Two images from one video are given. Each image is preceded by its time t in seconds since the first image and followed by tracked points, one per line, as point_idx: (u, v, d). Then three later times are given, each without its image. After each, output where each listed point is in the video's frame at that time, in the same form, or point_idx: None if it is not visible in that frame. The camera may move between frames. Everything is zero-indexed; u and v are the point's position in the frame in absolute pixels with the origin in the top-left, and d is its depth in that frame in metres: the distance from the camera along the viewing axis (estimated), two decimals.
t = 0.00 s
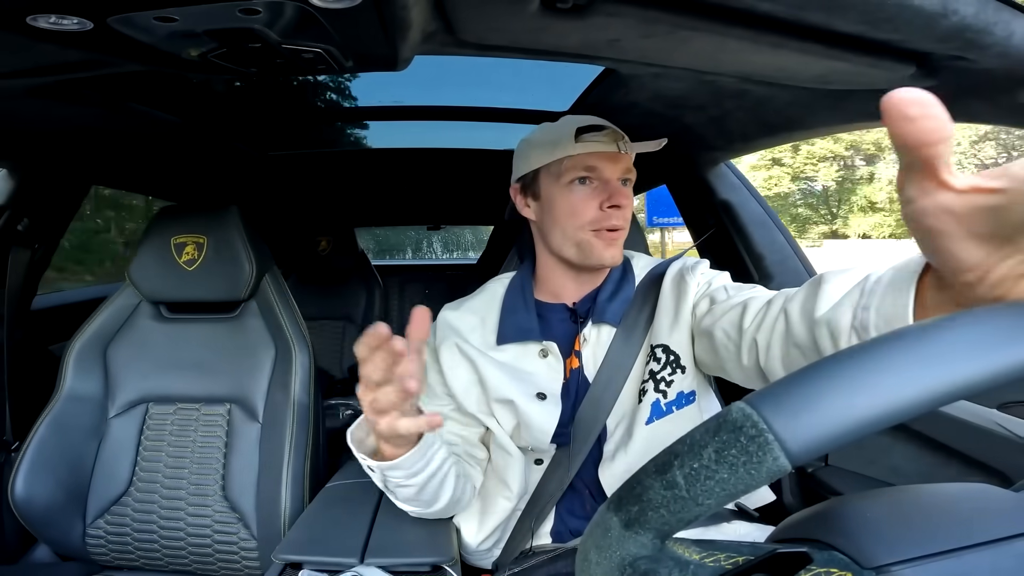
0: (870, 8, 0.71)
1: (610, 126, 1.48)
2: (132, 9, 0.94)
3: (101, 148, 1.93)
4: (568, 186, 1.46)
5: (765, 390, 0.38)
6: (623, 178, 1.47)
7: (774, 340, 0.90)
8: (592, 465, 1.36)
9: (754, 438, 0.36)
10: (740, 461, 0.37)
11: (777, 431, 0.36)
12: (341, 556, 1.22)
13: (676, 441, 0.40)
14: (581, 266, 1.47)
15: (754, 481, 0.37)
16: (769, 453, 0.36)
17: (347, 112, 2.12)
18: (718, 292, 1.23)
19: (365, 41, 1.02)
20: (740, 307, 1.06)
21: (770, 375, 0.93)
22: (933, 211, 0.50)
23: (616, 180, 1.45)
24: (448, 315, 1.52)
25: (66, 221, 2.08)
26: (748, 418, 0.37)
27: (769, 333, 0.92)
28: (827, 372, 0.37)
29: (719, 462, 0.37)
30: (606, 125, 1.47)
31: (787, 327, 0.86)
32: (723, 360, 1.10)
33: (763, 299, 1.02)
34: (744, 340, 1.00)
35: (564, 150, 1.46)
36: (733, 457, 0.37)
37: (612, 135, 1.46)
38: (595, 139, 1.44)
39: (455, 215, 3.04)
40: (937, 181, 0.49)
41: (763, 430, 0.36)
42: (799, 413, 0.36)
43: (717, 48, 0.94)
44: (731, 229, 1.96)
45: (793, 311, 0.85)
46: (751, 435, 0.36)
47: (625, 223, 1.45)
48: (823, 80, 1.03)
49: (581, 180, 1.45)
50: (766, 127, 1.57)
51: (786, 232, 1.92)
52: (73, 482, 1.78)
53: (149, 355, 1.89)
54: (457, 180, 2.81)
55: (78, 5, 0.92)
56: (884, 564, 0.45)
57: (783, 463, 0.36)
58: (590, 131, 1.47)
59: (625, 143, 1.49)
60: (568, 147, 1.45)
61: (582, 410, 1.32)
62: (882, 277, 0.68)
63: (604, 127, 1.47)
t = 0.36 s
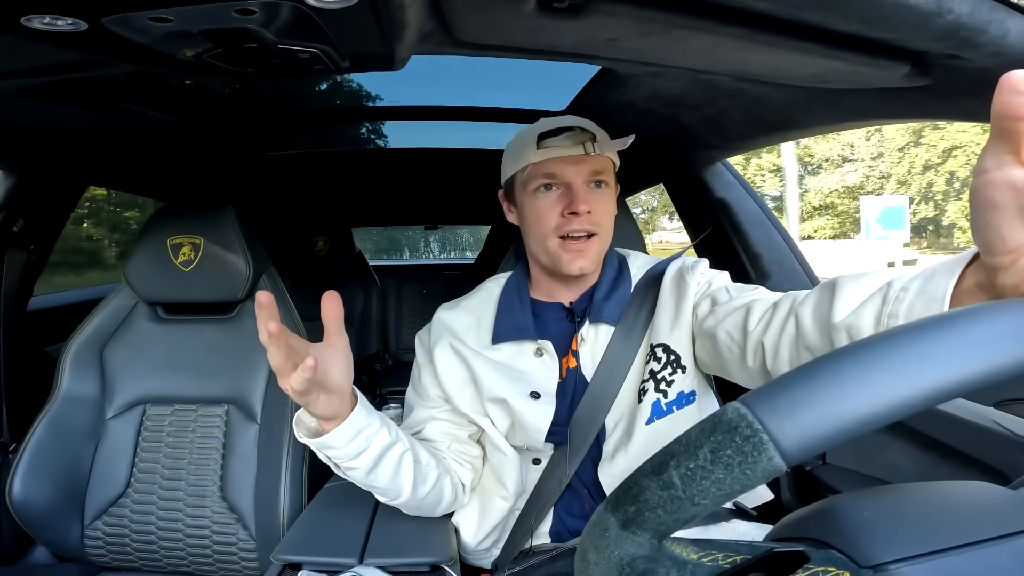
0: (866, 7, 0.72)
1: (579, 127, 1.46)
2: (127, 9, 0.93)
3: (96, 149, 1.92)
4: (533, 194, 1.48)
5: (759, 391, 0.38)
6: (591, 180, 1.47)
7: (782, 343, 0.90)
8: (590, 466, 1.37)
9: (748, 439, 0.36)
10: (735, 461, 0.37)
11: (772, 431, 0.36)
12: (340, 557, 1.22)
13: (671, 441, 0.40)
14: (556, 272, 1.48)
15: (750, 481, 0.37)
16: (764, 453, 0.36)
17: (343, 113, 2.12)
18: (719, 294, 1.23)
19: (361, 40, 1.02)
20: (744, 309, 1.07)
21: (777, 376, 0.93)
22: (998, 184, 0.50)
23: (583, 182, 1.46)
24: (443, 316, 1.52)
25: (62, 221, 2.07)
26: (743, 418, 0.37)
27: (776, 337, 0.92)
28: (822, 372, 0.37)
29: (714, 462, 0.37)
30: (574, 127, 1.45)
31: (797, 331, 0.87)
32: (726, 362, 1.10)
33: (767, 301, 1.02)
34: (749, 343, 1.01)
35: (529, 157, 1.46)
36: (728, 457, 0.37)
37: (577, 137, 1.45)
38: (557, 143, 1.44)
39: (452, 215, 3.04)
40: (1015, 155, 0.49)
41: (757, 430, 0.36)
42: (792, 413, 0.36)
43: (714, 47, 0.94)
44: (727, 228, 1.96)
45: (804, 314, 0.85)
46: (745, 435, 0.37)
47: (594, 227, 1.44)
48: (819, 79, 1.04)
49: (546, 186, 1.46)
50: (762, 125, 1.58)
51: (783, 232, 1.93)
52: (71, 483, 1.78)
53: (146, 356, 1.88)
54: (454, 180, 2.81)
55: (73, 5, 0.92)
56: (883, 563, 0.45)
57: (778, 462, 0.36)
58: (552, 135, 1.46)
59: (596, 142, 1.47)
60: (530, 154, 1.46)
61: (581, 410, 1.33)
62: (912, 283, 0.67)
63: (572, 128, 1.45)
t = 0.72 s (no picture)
0: (863, 7, 0.72)
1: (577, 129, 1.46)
2: (125, 9, 0.93)
3: (94, 148, 1.92)
4: (532, 198, 1.47)
5: (744, 396, 0.39)
6: (590, 183, 1.47)
7: (779, 343, 0.90)
8: (589, 466, 1.36)
9: (732, 446, 0.37)
10: (720, 468, 0.37)
11: (755, 438, 0.36)
12: (339, 557, 1.22)
13: (659, 448, 0.41)
14: (556, 275, 1.48)
15: (735, 488, 0.37)
16: (747, 460, 0.36)
17: (341, 112, 2.12)
18: (718, 292, 1.23)
19: (359, 40, 1.02)
20: (743, 308, 1.07)
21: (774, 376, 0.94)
22: (971, 186, 0.50)
23: (582, 186, 1.45)
24: (442, 315, 1.52)
25: (59, 221, 2.06)
26: (727, 426, 0.37)
27: (773, 337, 0.92)
28: (805, 378, 0.38)
29: (699, 469, 0.38)
30: (572, 129, 1.46)
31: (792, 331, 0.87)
32: (726, 362, 1.10)
33: (765, 301, 1.02)
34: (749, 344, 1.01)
35: (528, 160, 1.46)
36: (712, 464, 0.37)
37: (576, 139, 1.45)
38: (556, 146, 1.44)
39: (451, 215, 3.04)
40: (989, 156, 0.49)
41: (741, 438, 0.37)
42: (780, 416, 0.36)
43: (712, 47, 0.95)
44: (726, 228, 1.96)
45: (797, 314, 0.85)
46: (729, 442, 0.37)
47: (593, 231, 1.44)
48: (817, 79, 1.04)
49: (544, 189, 1.46)
50: (760, 125, 1.58)
51: (781, 232, 1.93)
52: (69, 483, 1.77)
53: (143, 356, 1.88)
54: (452, 180, 2.81)
55: (71, 5, 0.92)
56: (874, 564, 0.45)
57: (761, 469, 0.36)
58: (549, 138, 1.46)
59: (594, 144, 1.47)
60: (529, 157, 1.45)
61: (579, 410, 1.33)
62: (892, 281, 0.67)
63: (570, 130, 1.46)
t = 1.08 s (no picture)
0: (863, 8, 0.72)
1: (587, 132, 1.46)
2: (125, 9, 0.93)
3: (94, 148, 1.92)
4: (538, 199, 1.47)
5: (744, 397, 0.39)
6: (599, 186, 1.47)
7: (783, 345, 0.90)
8: (590, 467, 1.36)
9: (733, 446, 0.37)
10: (721, 468, 0.37)
11: (755, 438, 0.36)
12: (338, 558, 1.22)
13: (659, 448, 0.41)
14: (560, 276, 1.48)
15: (735, 488, 0.37)
16: (748, 460, 0.36)
17: (341, 112, 2.12)
18: (719, 295, 1.23)
19: (360, 41, 1.02)
20: (746, 310, 1.07)
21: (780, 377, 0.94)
22: (1001, 183, 0.51)
23: (589, 189, 1.45)
24: (442, 316, 1.52)
25: (59, 221, 2.06)
26: (728, 426, 0.37)
27: (778, 339, 0.92)
28: (806, 377, 0.38)
29: (700, 469, 0.38)
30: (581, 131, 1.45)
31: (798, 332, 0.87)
32: (728, 363, 1.10)
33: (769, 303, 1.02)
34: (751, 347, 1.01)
35: (535, 161, 1.46)
36: (713, 465, 0.37)
37: (586, 142, 1.45)
38: (565, 148, 1.44)
39: (450, 215, 3.04)
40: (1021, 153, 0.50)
41: (741, 437, 0.37)
42: (782, 415, 0.36)
43: (712, 48, 0.95)
44: (725, 228, 1.96)
45: (803, 316, 0.85)
46: (730, 442, 0.37)
47: (600, 234, 1.44)
48: (816, 80, 1.04)
49: (551, 192, 1.46)
50: (759, 126, 1.58)
51: (781, 233, 1.93)
52: (69, 483, 1.77)
53: (143, 356, 1.88)
54: (452, 181, 2.81)
55: (71, 5, 0.92)
56: (873, 564, 0.45)
57: (761, 469, 0.36)
58: (559, 140, 1.45)
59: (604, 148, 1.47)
60: (537, 158, 1.45)
61: (581, 410, 1.32)
62: (905, 284, 0.68)
63: (580, 133, 1.45)
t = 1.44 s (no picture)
0: (861, 7, 0.72)
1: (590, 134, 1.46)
2: (124, 10, 0.93)
3: (95, 148, 1.92)
4: (540, 202, 1.47)
5: (744, 397, 0.39)
6: (600, 190, 1.47)
7: (782, 346, 0.91)
8: (589, 467, 1.36)
9: (733, 446, 0.37)
10: (720, 468, 0.37)
11: (755, 439, 0.36)
12: (338, 558, 1.22)
13: (659, 448, 0.41)
14: (558, 279, 1.48)
15: (735, 488, 0.37)
16: (747, 460, 0.36)
17: (340, 111, 2.12)
18: (719, 295, 1.24)
19: (359, 41, 1.02)
20: (746, 311, 1.07)
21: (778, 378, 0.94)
22: (983, 189, 0.52)
23: (590, 193, 1.45)
24: (442, 317, 1.53)
25: (59, 222, 2.06)
26: (727, 426, 0.37)
27: (777, 340, 0.92)
28: (805, 378, 0.38)
29: (700, 469, 0.38)
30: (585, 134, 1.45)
31: (796, 334, 0.87)
32: (729, 364, 1.10)
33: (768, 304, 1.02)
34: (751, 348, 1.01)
35: (537, 162, 1.46)
36: (713, 465, 0.37)
37: (588, 145, 1.45)
38: (567, 151, 1.44)
39: (450, 215, 3.04)
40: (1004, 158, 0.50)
41: (741, 437, 0.37)
42: (776, 416, 0.36)
43: (711, 48, 0.95)
44: (725, 228, 1.96)
45: (801, 318, 0.85)
46: (730, 442, 0.37)
47: (599, 239, 1.44)
48: (815, 79, 1.04)
49: (553, 194, 1.46)
50: (759, 126, 1.58)
51: (782, 233, 1.92)
52: (69, 484, 1.78)
53: (143, 357, 1.88)
54: (451, 181, 2.81)
55: (70, 6, 0.92)
56: (874, 564, 0.45)
57: (761, 469, 0.36)
58: (562, 142, 1.45)
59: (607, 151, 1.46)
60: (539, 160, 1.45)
61: (581, 410, 1.33)
62: (892, 284, 0.69)
63: (583, 135, 1.45)
